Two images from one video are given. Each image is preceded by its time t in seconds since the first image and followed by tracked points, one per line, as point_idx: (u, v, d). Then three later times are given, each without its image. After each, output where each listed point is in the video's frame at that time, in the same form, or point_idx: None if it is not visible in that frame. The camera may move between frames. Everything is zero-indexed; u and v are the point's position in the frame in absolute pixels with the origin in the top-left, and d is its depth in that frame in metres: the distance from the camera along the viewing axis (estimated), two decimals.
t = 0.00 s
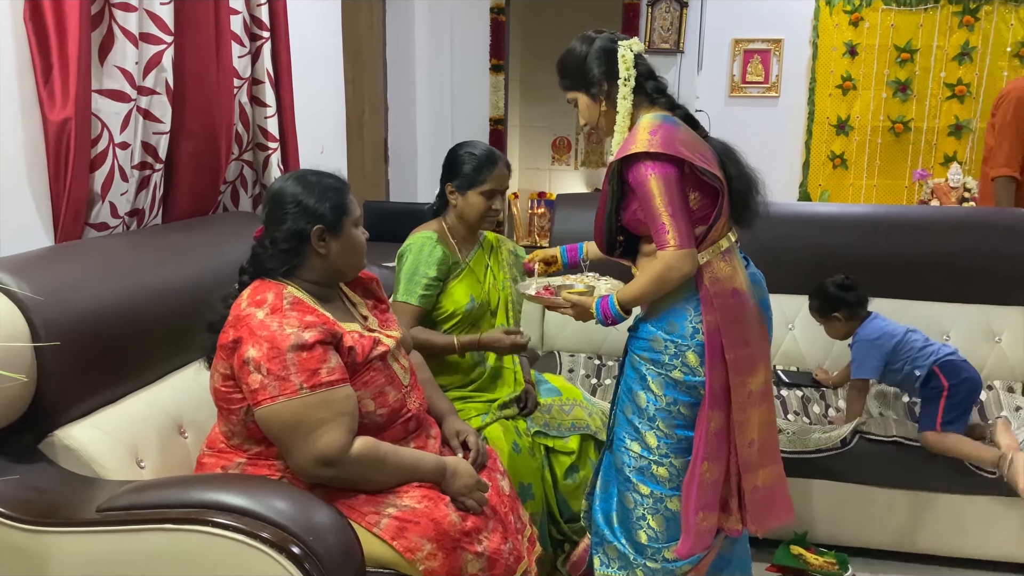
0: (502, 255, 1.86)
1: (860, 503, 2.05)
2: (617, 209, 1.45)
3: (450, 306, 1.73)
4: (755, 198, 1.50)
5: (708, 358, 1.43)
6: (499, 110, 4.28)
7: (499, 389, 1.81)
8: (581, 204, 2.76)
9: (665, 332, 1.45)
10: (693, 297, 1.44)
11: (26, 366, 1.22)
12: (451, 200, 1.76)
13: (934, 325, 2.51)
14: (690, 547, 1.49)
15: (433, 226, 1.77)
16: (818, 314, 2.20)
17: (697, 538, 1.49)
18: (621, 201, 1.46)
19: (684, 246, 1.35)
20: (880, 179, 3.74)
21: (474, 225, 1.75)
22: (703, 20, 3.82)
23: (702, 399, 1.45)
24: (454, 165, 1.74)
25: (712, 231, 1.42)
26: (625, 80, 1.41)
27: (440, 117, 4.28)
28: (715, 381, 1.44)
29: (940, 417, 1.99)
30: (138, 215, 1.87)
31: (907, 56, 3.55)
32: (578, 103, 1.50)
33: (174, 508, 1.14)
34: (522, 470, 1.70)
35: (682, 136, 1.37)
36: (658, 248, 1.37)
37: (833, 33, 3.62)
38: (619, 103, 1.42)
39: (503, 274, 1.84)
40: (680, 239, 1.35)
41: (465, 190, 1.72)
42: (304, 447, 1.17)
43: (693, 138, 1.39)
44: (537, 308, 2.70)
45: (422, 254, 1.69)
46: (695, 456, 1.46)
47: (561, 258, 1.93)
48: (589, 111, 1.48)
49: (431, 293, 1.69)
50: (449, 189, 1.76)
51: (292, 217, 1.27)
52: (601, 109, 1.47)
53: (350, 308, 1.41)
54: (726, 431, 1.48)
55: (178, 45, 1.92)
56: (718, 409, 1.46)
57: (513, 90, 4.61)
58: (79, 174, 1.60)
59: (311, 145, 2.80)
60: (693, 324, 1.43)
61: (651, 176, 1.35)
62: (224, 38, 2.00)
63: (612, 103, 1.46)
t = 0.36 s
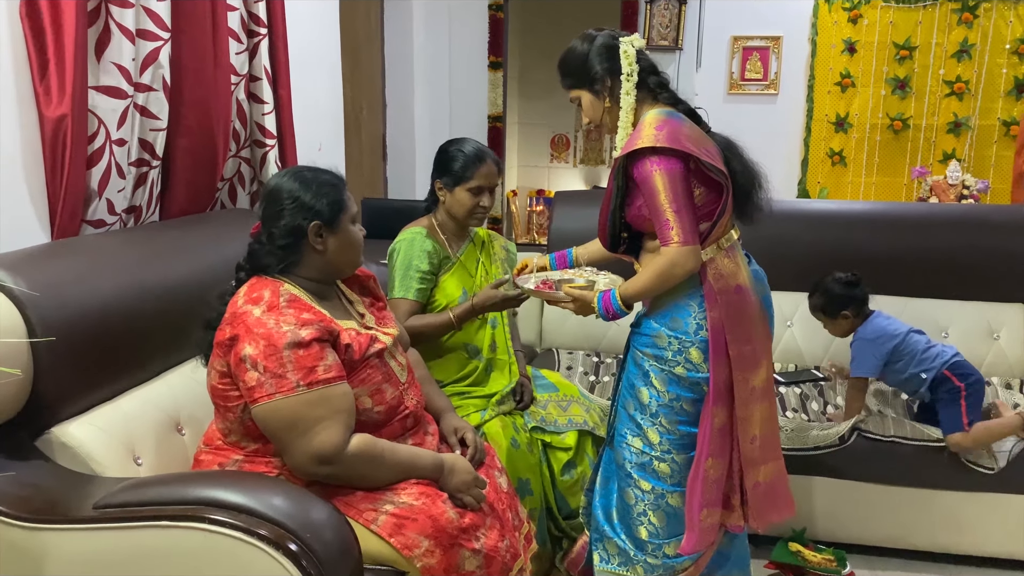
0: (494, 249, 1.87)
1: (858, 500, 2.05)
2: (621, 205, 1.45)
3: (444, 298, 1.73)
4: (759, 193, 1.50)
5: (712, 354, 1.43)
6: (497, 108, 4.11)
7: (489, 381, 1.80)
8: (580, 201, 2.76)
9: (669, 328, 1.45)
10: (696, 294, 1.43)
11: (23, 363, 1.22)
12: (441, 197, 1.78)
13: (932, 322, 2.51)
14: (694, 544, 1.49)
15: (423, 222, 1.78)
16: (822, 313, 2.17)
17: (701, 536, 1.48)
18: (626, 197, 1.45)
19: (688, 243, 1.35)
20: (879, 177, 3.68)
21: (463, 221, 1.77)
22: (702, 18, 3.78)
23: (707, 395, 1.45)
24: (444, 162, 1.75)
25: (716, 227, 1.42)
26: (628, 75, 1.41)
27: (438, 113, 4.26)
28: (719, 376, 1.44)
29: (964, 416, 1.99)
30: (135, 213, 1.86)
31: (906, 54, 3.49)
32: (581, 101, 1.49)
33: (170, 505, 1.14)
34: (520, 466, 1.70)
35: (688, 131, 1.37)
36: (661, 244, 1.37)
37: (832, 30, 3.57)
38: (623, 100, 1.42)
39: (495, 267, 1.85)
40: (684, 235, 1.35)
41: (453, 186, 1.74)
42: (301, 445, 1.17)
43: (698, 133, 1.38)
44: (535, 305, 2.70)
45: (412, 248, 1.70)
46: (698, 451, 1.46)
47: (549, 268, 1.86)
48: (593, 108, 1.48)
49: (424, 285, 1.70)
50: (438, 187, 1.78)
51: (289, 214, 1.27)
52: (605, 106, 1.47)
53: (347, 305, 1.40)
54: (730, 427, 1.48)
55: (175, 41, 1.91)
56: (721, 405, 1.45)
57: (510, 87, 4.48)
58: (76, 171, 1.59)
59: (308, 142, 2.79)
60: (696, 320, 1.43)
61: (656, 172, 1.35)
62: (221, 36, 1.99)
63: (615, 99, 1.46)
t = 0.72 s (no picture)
0: (488, 246, 1.89)
1: (855, 496, 2.05)
2: (623, 202, 1.45)
3: (438, 294, 1.73)
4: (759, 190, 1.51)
5: (712, 350, 1.43)
6: (495, 104, 4.16)
7: (484, 378, 1.81)
8: (577, 197, 2.76)
9: (670, 323, 1.45)
10: (698, 290, 1.44)
11: (18, 361, 1.22)
12: (434, 193, 1.77)
13: (930, 318, 2.51)
14: (692, 539, 1.48)
15: (417, 219, 1.78)
16: (822, 298, 2.16)
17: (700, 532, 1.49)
18: (628, 194, 1.45)
19: (688, 240, 1.35)
20: (876, 173, 3.67)
21: (455, 217, 1.76)
22: (700, 14, 3.78)
23: (707, 392, 1.45)
24: (437, 159, 1.75)
25: (718, 225, 1.42)
26: (629, 72, 1.41)
27: (436, 109, 4.25)
28: (719, 372, 1.44)
29: (965, 413, 2.00)
30: (132, 210, 1.86)
31: (903, 50, 3.49)
32: (584, 99, 1.49)
33: (167, 502, 1.14)
34: (517, 463, 1.70)
35: (689, 127, 1.37)
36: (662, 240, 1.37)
37: (830, 26, 3.57)
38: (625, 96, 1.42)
39: (489, 264, 1.86)
40: (684, 232, 1.35)
41: (445, 182, 1.74)
42: (297, 442, 1.17)
43: (700, 130, 1.38)
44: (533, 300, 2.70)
45: (406, 245, 1.70)
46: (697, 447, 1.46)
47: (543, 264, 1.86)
48: (596, 105, 1.47)
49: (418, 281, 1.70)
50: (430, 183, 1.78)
51: (281, 211, 1.27)
52: (607, 103, 1.46)
53: (343, 302, 1.40)
54: (729, 422, 1.49)
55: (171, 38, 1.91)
56: (721, 401, 1.46)
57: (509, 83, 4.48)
58: (72, 168, 1.59)
59: (305, 138, 2.79)
60: (697, 317, 1.43)
61: (657, 168, 1.35)
62: (218, 33, 1.99)
63: (618, 96, 1.46)
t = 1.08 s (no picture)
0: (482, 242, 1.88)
1: (851, 490, 2.06)
2: (624, 197, 1.46)
3: (429, 291, 1.73)
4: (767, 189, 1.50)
5: (708, 353, 1.43)
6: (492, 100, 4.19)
7: (483, 370, 1.83)
8: (575, 193, 2.76)
9: (666, 324, 1.46)
10: (696, 291, 1.44)
11: (15, 357, 1.22)
12: (428, 190, 1.78)
13: (926, 314, 2.51)
14: (683, 534, 1.48)
15: (411, 215, 1.79)
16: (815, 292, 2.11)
17: (694, 532, 1.49)
18: (629, 189, 1.46)
19: (679, 237, 1.35)
20: (874, 169, 3.67)
21: (449, 213, 1.76)
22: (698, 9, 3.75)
23: (702, 393, 1.45)
24: (430, 155, 1.75)
25: (715, 225, 1.42)
26: (627, 74, 1.42)
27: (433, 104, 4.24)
28: (715, 374, 1.44)
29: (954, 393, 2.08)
30: (128, 206, 1.86)
31: (901, 46, 3.49)
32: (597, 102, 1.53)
33: (164, 498, 1.14)
34: (514, 459, 1.70)
35: (689, 123, 1.36)
36: (653, 236, 1.37)
37: (827, 22, 3.57)
38: (621, 104, 1.45)
39: (484, 260, 1.85)
40: (676, 229, 1.34)
41: (439, 178, 1.74)
42: (295, 436, 1.17)
43: (701, 127, 1.38)
44: (530, 298, 2.70)
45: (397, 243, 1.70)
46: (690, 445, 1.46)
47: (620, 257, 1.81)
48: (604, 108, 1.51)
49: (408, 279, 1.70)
50: (424, 180, 1.78)
51: (277, 205, 1.27)
52: (611, 105, 1.49)
53: (340, 297, 1.40)
54: (726, 423, 1.49)
55: (168, 34, 1.90)
56: (717, 402, 1.46)
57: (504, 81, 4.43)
58: (68, 164, 1.58)
59: (302, 134, 2.78)
60: (694, 318, 1.44)
61: (654, 162, 1.35)
62: (214, 29, 1.99)
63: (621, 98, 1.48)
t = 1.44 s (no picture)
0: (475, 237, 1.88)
1: (847, 485, 2.07)
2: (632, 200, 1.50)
3: (424, 289, 1.73)
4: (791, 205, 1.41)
5: (704, 370, 1.39)
6: (489, 95, 4.01)
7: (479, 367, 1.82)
8: (571, 189, 2.76)
9: (668, 341, 1.45)
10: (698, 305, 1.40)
11: (12, 352, 1.21)
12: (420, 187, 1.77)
13: (922, 309, 2.52)
14: (677, 556, 1.46)
15: (402, 215, 1.77)
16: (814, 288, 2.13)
17: (688, 556, 1.46)
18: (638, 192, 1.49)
19: (651, 245, 1.38)
20: (870, 165, 3.67)
21: (443, 210, 1.76)
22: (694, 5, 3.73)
23: (697, 412, 1.42)
24: (421, 154, 1.76)
25: (715, 237, 1.38)
26: (655, 84, 1.46)
27: (429, 100, 4.23)
28: (711, 396, 1.39)
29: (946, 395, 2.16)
30: (124, 201, 1.85)
31: (898, 41, 3.49)
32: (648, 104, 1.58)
33: (161, 493, 1.14)
34: (512, 452, 1.71)
35: (691, 130, 1.35)
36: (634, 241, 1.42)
37: (824, 18, 3.57)
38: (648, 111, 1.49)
39: (477, 255, 1.85)
40: (649, 236, 1.38)
41: (431, 175, 1.74)
42: (293, 431, 1.17)
43: (706, 134, 1.35)
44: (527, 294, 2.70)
45: (390, 242, 1.69)
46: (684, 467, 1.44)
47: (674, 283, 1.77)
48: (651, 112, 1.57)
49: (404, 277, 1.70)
50: (416, 177, 1.77)
51: (278, 199, 1.27)
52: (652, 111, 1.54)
53: (338, 292, 1.40)
54: (729, 450, 1.43)
55: (163, 28, 1.89)
56: (714, 425, 1.41)
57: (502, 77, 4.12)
58: (65, 158, 1.58)
59: (298, 130, 2.78)
60: (693, 334, 1.40)
61: (642, 168, 1.38)
62: (211, 24, 1.98)
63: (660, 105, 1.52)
